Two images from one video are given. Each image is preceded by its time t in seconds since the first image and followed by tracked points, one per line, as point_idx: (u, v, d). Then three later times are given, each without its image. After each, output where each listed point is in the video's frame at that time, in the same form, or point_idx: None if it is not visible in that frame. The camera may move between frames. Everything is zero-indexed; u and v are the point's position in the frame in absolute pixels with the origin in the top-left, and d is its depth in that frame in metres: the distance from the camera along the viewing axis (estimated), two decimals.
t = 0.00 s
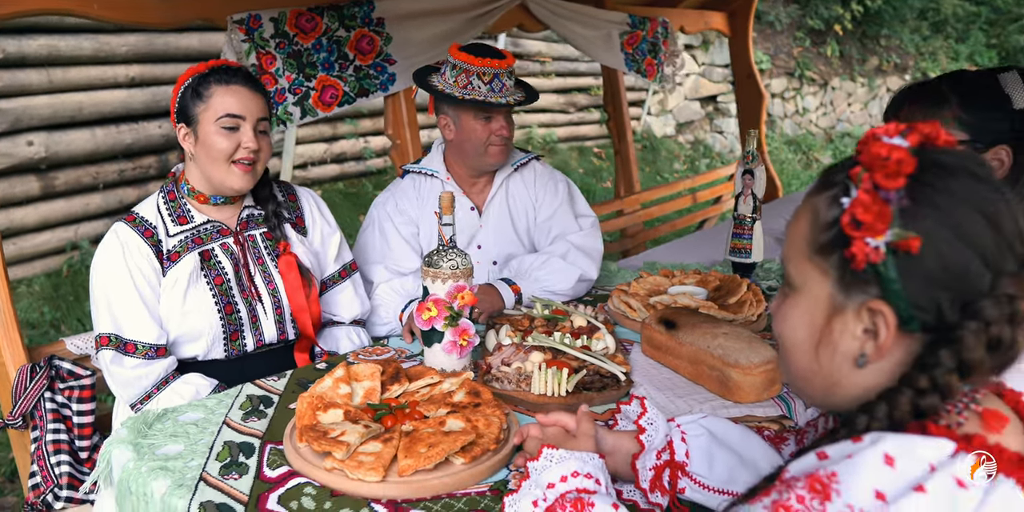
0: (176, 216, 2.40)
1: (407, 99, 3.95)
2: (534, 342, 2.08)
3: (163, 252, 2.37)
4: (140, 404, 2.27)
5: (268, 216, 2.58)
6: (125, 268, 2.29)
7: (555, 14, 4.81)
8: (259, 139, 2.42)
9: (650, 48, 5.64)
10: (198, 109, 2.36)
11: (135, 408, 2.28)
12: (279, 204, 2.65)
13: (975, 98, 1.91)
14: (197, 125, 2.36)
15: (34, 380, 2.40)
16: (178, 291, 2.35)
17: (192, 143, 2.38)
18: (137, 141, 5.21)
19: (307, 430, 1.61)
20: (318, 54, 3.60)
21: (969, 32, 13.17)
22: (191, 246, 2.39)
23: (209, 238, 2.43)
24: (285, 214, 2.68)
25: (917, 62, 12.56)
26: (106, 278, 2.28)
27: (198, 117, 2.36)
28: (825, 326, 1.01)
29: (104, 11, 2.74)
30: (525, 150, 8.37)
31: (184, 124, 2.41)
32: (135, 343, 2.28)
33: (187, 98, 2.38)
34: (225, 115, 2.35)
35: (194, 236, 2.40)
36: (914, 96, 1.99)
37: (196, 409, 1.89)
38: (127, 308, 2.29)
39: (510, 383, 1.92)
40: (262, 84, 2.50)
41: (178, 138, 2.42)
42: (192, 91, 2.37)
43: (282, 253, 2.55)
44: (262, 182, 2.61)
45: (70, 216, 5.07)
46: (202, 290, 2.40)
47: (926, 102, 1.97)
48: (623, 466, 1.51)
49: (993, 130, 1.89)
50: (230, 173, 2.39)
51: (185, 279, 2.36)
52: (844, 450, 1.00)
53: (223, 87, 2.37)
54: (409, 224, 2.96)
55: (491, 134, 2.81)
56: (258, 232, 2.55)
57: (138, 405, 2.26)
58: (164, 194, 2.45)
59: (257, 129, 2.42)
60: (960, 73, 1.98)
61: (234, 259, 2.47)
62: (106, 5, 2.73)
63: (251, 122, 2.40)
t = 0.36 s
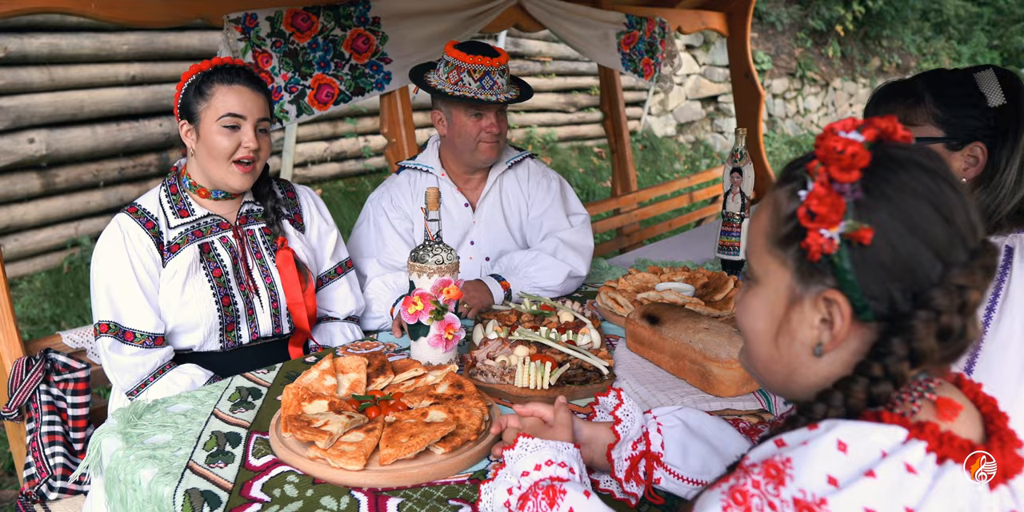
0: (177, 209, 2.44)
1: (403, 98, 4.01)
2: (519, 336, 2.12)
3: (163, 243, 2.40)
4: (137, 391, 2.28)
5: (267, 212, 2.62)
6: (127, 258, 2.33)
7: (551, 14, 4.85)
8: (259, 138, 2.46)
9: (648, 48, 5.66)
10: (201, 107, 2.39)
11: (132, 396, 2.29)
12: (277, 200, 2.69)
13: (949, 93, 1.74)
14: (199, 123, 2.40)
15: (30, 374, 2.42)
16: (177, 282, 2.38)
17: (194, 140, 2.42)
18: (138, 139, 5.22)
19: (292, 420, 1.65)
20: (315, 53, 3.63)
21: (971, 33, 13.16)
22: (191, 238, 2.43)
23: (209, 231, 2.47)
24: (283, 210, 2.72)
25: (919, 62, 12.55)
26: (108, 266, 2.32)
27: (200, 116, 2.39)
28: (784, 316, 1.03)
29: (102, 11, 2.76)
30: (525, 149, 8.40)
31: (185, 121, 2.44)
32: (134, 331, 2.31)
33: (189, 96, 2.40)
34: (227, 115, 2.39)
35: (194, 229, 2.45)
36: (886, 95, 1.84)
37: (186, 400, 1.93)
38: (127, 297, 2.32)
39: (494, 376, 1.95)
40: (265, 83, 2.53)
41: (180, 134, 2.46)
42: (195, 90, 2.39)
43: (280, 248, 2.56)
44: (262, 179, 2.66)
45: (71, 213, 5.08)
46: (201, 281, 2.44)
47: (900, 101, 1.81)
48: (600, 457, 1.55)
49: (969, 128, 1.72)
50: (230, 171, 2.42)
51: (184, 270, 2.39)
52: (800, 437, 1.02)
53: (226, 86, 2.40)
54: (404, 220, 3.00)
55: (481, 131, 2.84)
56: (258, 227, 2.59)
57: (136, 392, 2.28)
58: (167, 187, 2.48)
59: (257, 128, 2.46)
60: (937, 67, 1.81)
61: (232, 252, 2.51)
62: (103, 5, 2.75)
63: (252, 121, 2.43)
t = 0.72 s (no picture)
0: (183, 203, 2.50)
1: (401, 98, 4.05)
2: (510, 330, 2.17)
3: (169, 236, 2.46)
4: (139, 380, 2.32)
5: (271, 209, 2.66)
6: (133, 249, 2.39)
7: (549, 14, 4.89)
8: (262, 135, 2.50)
9: (646, 48, 5.70)
10: (205, 105, 2.45)
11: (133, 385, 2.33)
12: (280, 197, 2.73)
13: (921, 94, 1.75)
14: (204, 120, 2.45)
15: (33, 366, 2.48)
16: (181, 274, 2.45)
17: (200, 138, 2.47)
18: (141, 138, 5.25)
19: (286, 409, 1.69)
20: (314, 53, 3.68)
21: (973, 34, 13.15)
22: (196, 231, 2.49)
23: (213, 225, 2.52)
24: (287, 208, 2.76)
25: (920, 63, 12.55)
26: (115, 257, 2.38)
27: (204, 113, 2.45)
28: (754, 304, 1.07)
29: (105, 11, 2.81)
30: (525, 149, 8.43)
31: (191, 120, 2.49)
32: (138, 320, 2.38)
33: (194, 95, 2.47)
34: (230, 112, 2.44)
35: (199, 223, 2.50)
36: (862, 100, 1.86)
37: (183, 391, 1.98)
38: (133, 287, 2.39)
39: (485, 368, 2.00)
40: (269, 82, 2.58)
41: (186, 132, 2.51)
42: (199, 88, 2.45)
43: (282, 242, 2.64)
44: (267, 175, 2.70)
45: (74, 212, 5.13)
46: (205, 274, 2.49)
47: (874, 104, 1.83)
48: (584, 444, 1.59)
49: (942, 126, 1.73)
50: (235, 166, 2.47)
51: (188, 263, 2.46)
52: (766, 420, 1.06)
53: (230, 84, 2.46)
54: (401, 216, 3.04)
55: (475, 129, 2.89)
56: (260, 223, 2.63)
57: (138, 381, 2.32)
58: (173, 182, 2.54)
59: (260, 125, 2.50)
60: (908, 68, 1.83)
61: (236, 246, 2.56)
62: (106, 5, 2.80)
63: (255, 118, 2.48)
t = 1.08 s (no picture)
0: (188, 199, 2.56)
1: (401, 98, 4.07)
2: (504, 323, 2.22)
3: (174, 231, 2.53)
4: (143, 371, 2.39)
5: (273, 206, 2.72)
6: (139, 243, 2.46)
7: (548, 14, 4.94)
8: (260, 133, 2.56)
9: (645, 48, 5.74)
10: (203, 108, 2.50)
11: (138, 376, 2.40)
12: (282, 194, 2.78)
13: (880, 102, 1.79)
14: (203, 123, 2.51)
15: (39, 359, 2.54)
16: (186, 268, 2.51)
17: (201, 140, 2.53)
18: (144, 137, 5.31)
19: (284, 399, 1.75)
20: (314, 53, 3.74)
21: (975, 34, 13.20)
22: (201, 227, 2.55)
23: (218, 221, 2.58)
24: (289, 204, 2.81)
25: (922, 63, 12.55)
26: (121, 250, 2.44)
27: (203, 116, 2.51)
28: (726, 291, 1.12)
29: (109, 12, 2.86)
30: (526, 149, 8.47)
31: (190, 122, 2.55)
32: (143, 312, 2.44)
33: (192, 99, 2.52)
34: (227, 114, 2.50)
35: (204, 219, 2.56)
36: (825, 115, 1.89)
37: (185, 381, 2.03)
38: (139, 280, 2.45)
39: (478, 360, 2.05)
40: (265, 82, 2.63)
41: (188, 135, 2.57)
42: (195, 92, 2.51)
43: (283, 236, 2.68)
44: (268, 172, 2.75)
45: (78, 210, 5.19)
46: (208, 268, 2.56)
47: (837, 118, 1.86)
48: (571, 433, 1.65)
49: (906, 131, 1.77)
50: (237, 167, 2.53)
51: (193, 257, 2.52)
52: (737, 401, 1.12)
53: (225, 86, 2.51)
54: (398, 213, 3.10)
55: (471, 128, 2.94)
56: (263, 219, 2.69)
57: (142, 371, 2.39)
58: (179, 179, 2.60)
59: (258, 124, 2.56)
60: (860, 75, 1.85)
61: (240, 242, 2.61)
62: (110, 5, 2.86)
63: (252, 118, 2.54)
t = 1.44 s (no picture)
0: (189, 196, 2.60)
1: (400, 98, 4.11)
2: (499, 318, 2.24)
3: (176, 227, 2.57)
4: (145, 365, 2.42)
5: (273, 203, 2.76)
6: (141, 239, 2.50)
7: (547, 14, 4.98)
8: (258, 132, 2.59)
9: (644, 48, 5.77)
10: (201, 110, 2.55)
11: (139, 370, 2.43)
12: (282, 191, 2.83)
13: (866, 102, 1.83)
14: (202, 125, 2.55)
15: (42, 354, 2.59)
16: (187, 263, 2.55)
17: (201, 142, 2.58)
18: (147, 136, 5.36)
19: (281, 391, 1.79)
20: (315, 53, 3.78)
21: (976, 34, 13.21)
22: (202, 224, 2.59)
23: (219, 218, 2.62)
24: (289, 202, 2.85)
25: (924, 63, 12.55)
26: (124, 246, 2.48)
27: (201, 118, 2.55)
28: (704, 285, 1.16)
29: (111, 12, 2.90)
30: (527, 148, 8.51)
31: (190, 125, 2.60)
32: (145, 307, 2.48)
33: (190, 101, 2.57)
34: (224, 115, 2.53)
35: (205, 216, 2.60)
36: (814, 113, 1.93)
37: (185, 375, 2.07)
38: (140, 275, 2.49)
39: (473, 354, 2.09)
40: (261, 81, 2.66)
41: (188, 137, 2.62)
42: (193, 95, 2.55)
43: (283, 232, 2.73)
44: (268, 167, 2.79)
45: (82, 208, 5.24)
46: (209, 264, 2.60)
47: (825, 118, 1.90)
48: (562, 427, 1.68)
49: (892, 130, 1.81)
50: (237, 167, 2.56)
51: (194, 253, 2.56)
52: (716, 391, 1.15)
53: (220, 87, 2.54)
54: (395, 212, 3.14)
55: (470, 127, 2.98)
56: (263, 216, 2.73)
57: (143, 365, 2.42)
58: (181, 176, 2.64)
59: (255, 123, 2.59)
60: (848, 76, 1.90)
61: (240, 238, 2.65)
62: (112, 6, 2.89)
63: (249, 118, 2.57)
